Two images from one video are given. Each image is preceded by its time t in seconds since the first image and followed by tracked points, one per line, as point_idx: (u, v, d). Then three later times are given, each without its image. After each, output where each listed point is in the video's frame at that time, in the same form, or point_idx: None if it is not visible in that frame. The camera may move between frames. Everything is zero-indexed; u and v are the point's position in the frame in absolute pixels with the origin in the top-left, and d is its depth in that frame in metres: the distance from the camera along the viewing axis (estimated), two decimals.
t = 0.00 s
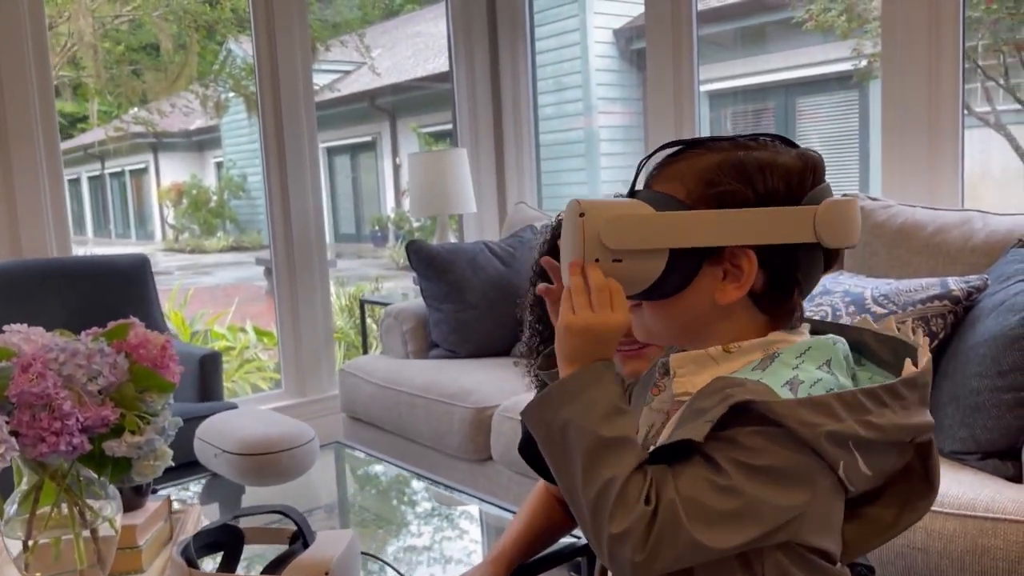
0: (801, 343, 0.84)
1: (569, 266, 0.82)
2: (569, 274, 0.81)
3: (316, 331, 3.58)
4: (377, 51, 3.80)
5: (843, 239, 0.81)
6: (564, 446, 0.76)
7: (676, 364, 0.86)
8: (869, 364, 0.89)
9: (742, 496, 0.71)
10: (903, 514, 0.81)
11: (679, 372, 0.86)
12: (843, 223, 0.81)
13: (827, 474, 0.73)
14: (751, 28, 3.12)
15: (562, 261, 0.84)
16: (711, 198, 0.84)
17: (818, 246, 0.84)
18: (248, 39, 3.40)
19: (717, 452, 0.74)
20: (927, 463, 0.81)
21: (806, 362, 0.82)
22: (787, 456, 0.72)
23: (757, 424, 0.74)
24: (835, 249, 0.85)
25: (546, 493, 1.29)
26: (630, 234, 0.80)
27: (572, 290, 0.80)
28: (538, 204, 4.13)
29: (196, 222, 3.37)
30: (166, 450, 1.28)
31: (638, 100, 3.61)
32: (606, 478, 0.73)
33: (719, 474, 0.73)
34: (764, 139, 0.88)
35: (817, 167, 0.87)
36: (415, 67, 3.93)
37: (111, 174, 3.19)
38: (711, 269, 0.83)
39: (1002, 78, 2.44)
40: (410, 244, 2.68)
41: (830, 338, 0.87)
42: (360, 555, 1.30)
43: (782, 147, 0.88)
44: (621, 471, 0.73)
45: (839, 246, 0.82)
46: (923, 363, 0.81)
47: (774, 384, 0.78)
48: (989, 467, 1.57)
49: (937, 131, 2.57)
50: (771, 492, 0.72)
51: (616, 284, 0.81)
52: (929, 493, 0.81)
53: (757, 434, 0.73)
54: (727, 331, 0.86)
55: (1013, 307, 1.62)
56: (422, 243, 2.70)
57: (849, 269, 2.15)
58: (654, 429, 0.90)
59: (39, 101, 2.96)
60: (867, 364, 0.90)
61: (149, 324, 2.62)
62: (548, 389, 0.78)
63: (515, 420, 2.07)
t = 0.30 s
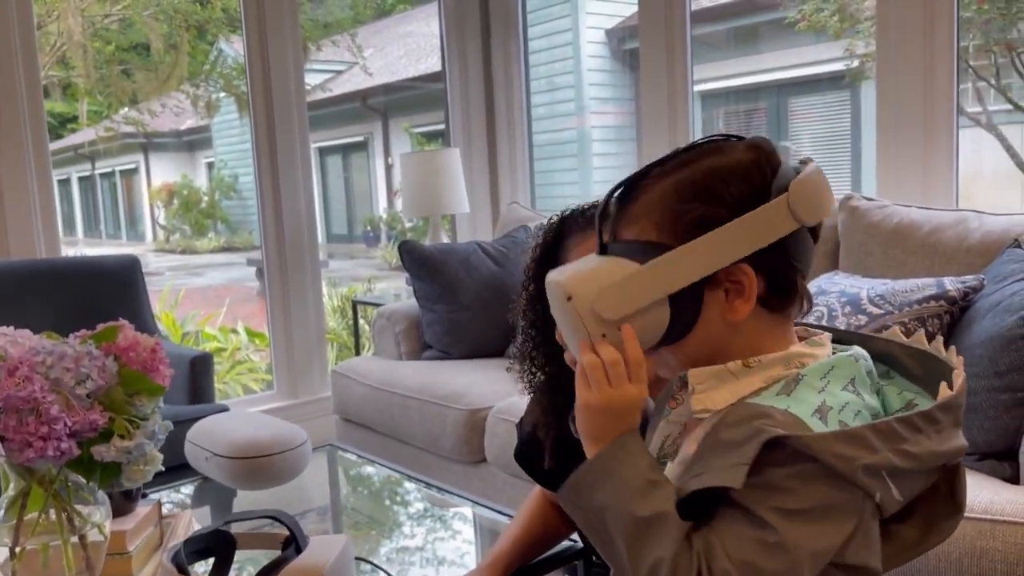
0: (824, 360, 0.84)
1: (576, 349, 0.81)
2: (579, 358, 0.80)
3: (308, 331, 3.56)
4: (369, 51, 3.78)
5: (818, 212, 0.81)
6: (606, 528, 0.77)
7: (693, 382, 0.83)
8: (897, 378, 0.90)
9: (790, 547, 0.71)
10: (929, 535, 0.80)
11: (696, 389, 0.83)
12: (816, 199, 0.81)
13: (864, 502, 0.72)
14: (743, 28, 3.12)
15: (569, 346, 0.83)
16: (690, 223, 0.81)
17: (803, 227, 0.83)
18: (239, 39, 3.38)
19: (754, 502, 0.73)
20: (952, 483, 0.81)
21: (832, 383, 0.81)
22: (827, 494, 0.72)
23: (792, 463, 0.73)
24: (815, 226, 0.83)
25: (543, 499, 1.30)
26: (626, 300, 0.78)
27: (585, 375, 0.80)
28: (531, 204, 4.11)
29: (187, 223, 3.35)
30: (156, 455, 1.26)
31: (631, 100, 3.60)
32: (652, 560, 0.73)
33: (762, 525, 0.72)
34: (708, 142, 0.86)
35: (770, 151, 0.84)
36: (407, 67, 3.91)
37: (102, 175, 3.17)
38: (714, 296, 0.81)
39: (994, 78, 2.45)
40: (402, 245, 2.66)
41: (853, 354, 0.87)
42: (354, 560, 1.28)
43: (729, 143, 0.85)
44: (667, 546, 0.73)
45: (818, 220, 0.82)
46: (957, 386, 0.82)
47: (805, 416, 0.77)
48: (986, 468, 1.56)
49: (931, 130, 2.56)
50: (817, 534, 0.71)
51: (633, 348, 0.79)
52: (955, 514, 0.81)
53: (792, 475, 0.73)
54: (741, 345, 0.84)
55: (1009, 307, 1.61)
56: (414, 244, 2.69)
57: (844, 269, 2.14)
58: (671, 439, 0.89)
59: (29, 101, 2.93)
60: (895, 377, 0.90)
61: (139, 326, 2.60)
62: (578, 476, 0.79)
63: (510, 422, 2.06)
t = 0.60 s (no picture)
0: (835, 353, 0.83)
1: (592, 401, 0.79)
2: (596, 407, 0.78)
3: (301, 331, 3.55)
4: (362, 51, 3.77)
5: (782, 197, 0.79)
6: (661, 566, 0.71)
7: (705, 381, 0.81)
8: (901, 363, 0.89)
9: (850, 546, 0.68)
10: (944, 516, 0.80)
11: (709, 390, 0.81)
12: (776, 187, 0.79)
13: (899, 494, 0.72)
14: (736, 28, 3.12)
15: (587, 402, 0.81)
16: (667, 242, 0.79)
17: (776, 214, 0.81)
18: (232, 39, 3.36)
19: (801, 507, 0.71)
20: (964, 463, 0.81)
21: (850, 376, 0.81)
22: (869, 489, 0.71)
23: (833, 461, 0.71)
24: (783, 213, 0.81)
25: (540, 499, 1.31)
26: (625, 337, 0.77)
27: (606, 422, 0.77)
28: (525, 204, 4.11)
29: (179, 224, 3.34)
30: (151, 454, 1.25)
31: (624, 100, 3.60)
32: None
33: (815, 528, 0.70)
34: (653, 159, 0.84)
35: (716, 151, 0.83)
36: (400, 67, 3.90)
37: (93, 175, 3.15)
38: (711, 306, 0.80)
39: (984, 78, 2.46)
40: (396, 245, 2.65)
41: (861, 345, 0.86)
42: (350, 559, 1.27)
43: (674, 154, 0.83)
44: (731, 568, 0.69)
45: (784, 205, 0.80)
46: (971, 366, 0.81)
47: (836, 411, 0.76)
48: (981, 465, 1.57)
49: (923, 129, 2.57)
50: (867, 531, 0.70)
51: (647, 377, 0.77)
52: (970, 491, 0.81)
53: (834, 472, 0.71)
54: (750, 340, 0.83)
55: (1004, 304, 1.61)
56: (408, 244, 2.68)
57: (839, 268, 2.14)
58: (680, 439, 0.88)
59: (20, 101, 2.91)
60: (899, 362, 0.90)
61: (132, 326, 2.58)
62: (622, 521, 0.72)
63: (505, 422, 2.06)
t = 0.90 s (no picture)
0: (832, 346, 0.83)
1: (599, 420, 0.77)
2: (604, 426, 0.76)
3: (293, 332, 3.53)
4: (353, 51, 3.76)
5: (762, 195, 0.79)
6: None
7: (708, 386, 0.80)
8: (888, 349, 0.90)
9: (876, 537, 0.67)
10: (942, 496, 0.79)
11: (714, 394, 0.80)
12: (756, 186, 0.78)
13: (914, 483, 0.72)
14: (727, 30, 3.12)
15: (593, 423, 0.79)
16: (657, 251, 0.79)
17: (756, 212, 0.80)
18: (222, 39, 3.35)
19: (823, 503, 0.70)
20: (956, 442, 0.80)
21: (853, 366, 0.81)
22: (888, 479, 0.70)
23: (850, 454, 0.71)
24: (765, 212, 0.81)
25: (535, 498, 1.31)
26: (629, 351, 0.75)
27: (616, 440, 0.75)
28: (518, 205, 4.10)
29: (168, 224, 3.33)
30: (144, 456, 1.24)
31: (615, 102, 3.60)
32: None
33: (838, 523, 0.69)
34: (628, 171, 0.83)
35: (690, 157, 0.82)
36: (391, 67, 3.89)
37: (81, 176, 3.13)
38: (707, 312, 0.78)
39: (974, 79, 2.47)
40: (389, 245, 2.64)
41: (854, 335, 0.86)
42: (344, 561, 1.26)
43: (649, 164, 0.83)
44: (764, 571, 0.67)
45: (765, 204, 0.80)
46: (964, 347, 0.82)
47: (847, 402, 0.76)
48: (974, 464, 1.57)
49: (915, 130, 2.57)
50: (889, 521, 0.69)
51: (653, 390, 0.75)
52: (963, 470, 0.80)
53: (855, 464, 0.71)
54: (748, 340, 0.82)
55: (997, 303, 1.61)
56: (400, 243, 2.67)
57: (832, 268, 2.14)
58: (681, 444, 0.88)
59: (8, 101, 2.89)
60: (886, 348, 0.90)
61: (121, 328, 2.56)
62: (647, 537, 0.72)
63: (499, 423, 2.05)
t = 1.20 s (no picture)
0: (837, 342, 0.83)
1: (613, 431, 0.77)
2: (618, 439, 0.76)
3: (283, 334, 3.52)
4: (340, 53, 3.74)
5: (757, 193, 0.78)
6: None
7: (719, 388, 0.80)
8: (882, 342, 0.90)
9: (901, 525, 0.68)
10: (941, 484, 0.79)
11: (725, 395, 0.80)
12: (750, 184, 0.78)
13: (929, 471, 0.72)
14: (715, 32, 3.13)
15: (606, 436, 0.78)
16: (657, 255, 0.78)
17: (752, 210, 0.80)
18: (208, 40, 3.33)
19: (847, 496, 0.70)
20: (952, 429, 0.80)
21: (860, 358, 0.81)
22: (909, 468, 0.71)
23: (871, 446, 0.71)
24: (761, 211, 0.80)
25: (532, 499, 1.31)
26: (638, 361, 0.75)
27: (633, 451, 0.74)
28: (508, 205, 4.09)
29: (154, 226, 3.30)
30: (137, 458, 1.24)
31: (603, 104, 3.61)
32: None
33: (864, 515, 0.69)
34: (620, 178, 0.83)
35: (679, 159, 0.82)
36: (378, 69, 3.87)
37: (65, 178, 3.10)
38: (710, 316, 0.78)
39: (959, 82, 2.49)
40: (380, 246, 2.63)
41: (854, 329, 0.86)
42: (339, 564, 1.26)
43: (640, 170, 0.82)
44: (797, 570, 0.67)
45: (761, 201, 0.79)
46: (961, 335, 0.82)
47: (863, 395, 0.75)
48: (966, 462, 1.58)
49: (904, 133, 2.59)
50: (910, 510, 0.69)
51: (665, 397, 0.75)
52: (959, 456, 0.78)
53: (875, 456, 0.71)
54: (754, 338, 0.82)
55: (988, 302, 1.62)
56: (391, 245, 2.66)
57: (823, 268, 2.15)
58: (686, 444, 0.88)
59: None
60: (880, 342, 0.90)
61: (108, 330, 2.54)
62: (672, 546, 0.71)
63: (492, 424, 2.05)
